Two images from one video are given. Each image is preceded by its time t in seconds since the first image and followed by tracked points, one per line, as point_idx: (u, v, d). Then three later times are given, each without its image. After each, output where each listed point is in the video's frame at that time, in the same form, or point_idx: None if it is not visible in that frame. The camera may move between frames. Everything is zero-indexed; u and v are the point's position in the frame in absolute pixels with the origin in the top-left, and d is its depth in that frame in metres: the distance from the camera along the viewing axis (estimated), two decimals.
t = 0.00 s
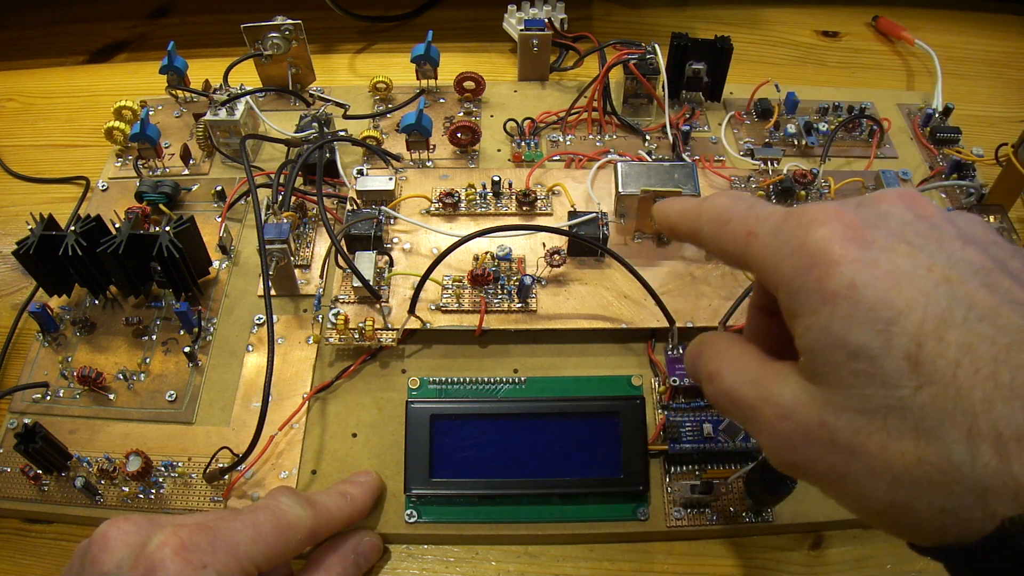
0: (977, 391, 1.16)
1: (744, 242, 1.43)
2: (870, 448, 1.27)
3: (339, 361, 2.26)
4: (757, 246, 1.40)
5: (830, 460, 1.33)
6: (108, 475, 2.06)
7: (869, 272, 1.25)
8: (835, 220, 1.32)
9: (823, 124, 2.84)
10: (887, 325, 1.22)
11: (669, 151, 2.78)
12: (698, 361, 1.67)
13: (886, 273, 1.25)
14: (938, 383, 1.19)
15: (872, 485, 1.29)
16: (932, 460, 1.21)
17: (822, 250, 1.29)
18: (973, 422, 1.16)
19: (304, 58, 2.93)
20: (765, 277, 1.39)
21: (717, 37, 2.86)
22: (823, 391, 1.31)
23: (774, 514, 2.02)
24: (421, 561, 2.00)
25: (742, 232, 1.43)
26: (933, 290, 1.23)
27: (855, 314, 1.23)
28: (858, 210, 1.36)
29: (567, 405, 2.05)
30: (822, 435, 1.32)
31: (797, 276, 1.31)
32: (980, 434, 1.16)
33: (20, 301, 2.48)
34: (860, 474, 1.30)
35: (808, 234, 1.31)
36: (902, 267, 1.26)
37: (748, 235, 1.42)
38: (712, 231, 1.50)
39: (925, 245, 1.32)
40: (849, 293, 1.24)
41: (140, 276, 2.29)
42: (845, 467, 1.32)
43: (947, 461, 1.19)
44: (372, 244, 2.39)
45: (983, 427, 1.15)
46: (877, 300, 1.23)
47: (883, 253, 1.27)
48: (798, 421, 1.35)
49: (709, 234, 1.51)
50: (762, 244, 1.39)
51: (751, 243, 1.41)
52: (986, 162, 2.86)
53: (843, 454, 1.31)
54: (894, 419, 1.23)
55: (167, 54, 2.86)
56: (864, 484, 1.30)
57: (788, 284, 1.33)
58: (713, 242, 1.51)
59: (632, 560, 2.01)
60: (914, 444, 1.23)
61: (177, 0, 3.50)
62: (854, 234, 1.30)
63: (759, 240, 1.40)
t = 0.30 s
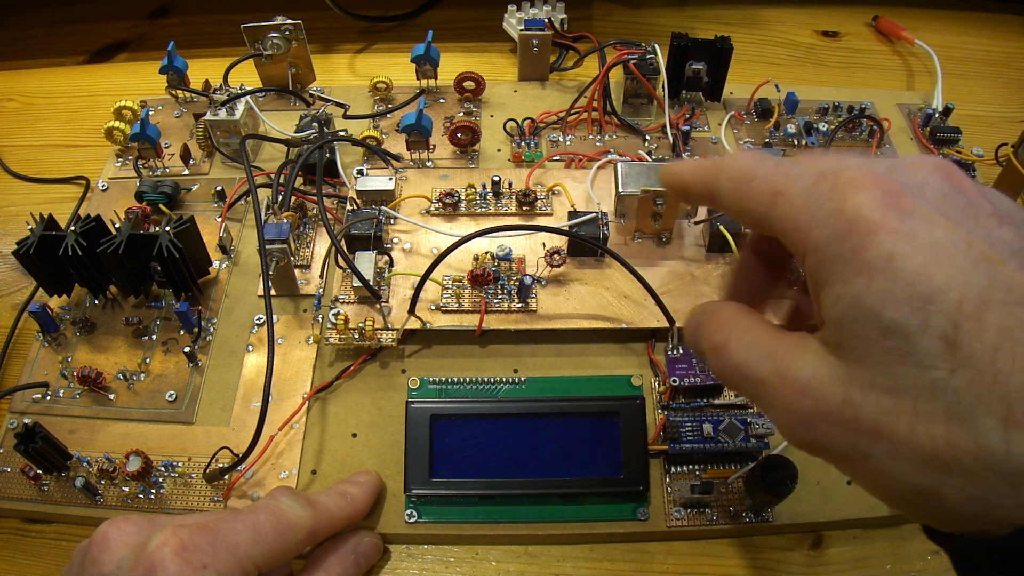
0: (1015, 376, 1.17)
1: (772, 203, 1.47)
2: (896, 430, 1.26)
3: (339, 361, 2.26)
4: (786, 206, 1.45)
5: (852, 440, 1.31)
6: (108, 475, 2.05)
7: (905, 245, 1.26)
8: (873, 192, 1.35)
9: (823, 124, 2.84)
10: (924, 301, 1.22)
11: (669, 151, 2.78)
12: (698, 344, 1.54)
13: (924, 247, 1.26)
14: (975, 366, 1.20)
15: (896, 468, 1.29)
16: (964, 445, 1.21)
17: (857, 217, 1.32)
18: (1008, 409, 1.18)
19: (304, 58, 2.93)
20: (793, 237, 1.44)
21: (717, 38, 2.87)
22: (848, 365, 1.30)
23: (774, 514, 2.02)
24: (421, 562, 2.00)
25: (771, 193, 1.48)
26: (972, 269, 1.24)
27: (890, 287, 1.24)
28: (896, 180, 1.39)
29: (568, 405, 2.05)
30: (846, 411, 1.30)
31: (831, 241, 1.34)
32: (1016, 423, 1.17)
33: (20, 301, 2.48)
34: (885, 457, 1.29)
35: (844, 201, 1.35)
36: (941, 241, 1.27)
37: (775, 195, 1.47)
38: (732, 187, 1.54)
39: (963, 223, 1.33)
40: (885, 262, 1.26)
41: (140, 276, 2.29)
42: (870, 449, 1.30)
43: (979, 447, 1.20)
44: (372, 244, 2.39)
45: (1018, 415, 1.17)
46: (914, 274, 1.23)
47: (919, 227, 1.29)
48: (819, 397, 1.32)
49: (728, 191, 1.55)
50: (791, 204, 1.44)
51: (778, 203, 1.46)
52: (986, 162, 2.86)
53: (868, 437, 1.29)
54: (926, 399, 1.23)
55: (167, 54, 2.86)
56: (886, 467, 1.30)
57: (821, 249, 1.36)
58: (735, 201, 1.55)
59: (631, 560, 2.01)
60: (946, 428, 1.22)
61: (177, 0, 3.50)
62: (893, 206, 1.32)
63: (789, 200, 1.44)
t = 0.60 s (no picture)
0: None
1: (788, 183, 1.50)
2: (914, 439, 1.29)
3: (339, 361, 2.26)
4: (798, 193, 1.48)
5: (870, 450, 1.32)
6: (108, 475, 2.06)
7: (914, 258, 1.35)
8: (885, 207, 1.42)
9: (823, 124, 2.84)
10: (937, 308, 1.30)
11: (669, 152, 2.78)
12: (571, 393, 1.30)
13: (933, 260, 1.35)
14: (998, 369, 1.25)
15: (917, 479, 1.30)
16: (983, 449, 1.25)
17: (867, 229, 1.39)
18: None
19: (304, 58, 2.93)
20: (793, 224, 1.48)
21: (717, 38, 2.87)
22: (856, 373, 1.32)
23: (774, 514, 2.02)
24: (421, 561, 2.00)
25: (789, 174, 1.50)
26: (985, 284, 1.31)
27: (901, 294, 1.32)
28: (908, 195, 1.46)
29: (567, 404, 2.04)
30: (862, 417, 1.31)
31: (837, 244, 1.41)
32: None
33: (20, 301, 2.48)
34: (902, 470, 1.30)
35: (857, 210, 1.42)
36: (952, 255, 1.36)
37: (794, 176, 1.49)
38: (759, 149, 1.56)
39: (975, 237, 1.40)
40: (895, 272, 1.34)
41: (140, 276, 2.29)
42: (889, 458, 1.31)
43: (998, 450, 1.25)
44: (372, 244, 2.39)
45: None
46: (926, 285, 1.32)
47: (928, 242, 1.38)
48: (826, 398, 1.32)
49: (754, 149, 1.58)
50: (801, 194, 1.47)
51: (792, 186, 1.49)
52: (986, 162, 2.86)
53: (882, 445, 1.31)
54: (946, 405, 1.28)
55: (166, 54, 2.86)
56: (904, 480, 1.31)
57: (827, 249, 1.42)
58: (758, 161, 1.57)
59: (631, 560, 2.01)
60: (966, 433, 1.26)
61: (177, 0, 3.50)
62: (904, 223, 1.40)
63: (808, 185, 1.47)
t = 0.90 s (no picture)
0: (990, 394, 1.31)
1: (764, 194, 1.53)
2: (878, 443, 1.32)
3: (339, 361, 2.26)
4: (776, 202, 1.51)
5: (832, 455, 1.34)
6: (108, 475, 2.06)
7: (877, 271, 1.43)
8: (858, 220, 1.49)
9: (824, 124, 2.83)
10: (897, 320, 1.37)
11: (669, 151, 2.78)
12: (551, 365, 1.27)
13: (898, 274, 1.43)
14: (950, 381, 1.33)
15: (895, 481, 1.33)
16: (942, 457, 1.31)
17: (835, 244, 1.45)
18: (987, 421, 1.30)
19: (304, 58, 2.93)
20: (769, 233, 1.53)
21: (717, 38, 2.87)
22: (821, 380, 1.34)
23: (774, 514, 2.02)
24: (421, 561, 2.00)
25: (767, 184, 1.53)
26: (946, 295, 1.41)
27: (864, 303, 1.38)
28: (878, 209, 1.54)
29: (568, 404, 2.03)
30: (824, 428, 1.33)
31: (807, 255, 1.45)
32: (993, 435, 1.30)
33: (20, 301, 2.48)
34: (872, 472, 1.33)
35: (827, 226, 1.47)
36: (912, 270, 1.44)
37: (770, 187, 1.53)
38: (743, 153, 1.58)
39: (936, 253, 1.49)
40: (860, 283, 1.40)
41: (140, 276, 2.29)
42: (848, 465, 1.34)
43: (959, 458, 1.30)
44: (372, 244, 2.39)
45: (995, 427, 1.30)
46: (887, 297, 1.39)
47: (894, 257, 1.46)
48: (795, 398, 1.33)
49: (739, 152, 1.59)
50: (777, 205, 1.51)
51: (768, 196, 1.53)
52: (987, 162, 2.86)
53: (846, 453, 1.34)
54: (908, 410, 1.33)
55: (167, 54, 2.86)
56: (875, 483, 1.34)
57: (798, 258, 1.46)
58: (740, 165, 1.59)
59: (630, 560, 2.01)
60: (926, 442, 1.31)
61: (178, 0, 3.50)
62: (873, 236, 1.48)
63: (783, 197, 1.51)
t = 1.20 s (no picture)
0: (1000, 385, 1.30)
1: (777, 203, 1.55)
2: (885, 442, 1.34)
3: (339, 361, 2.27)
4: (789, 210, 1.53)
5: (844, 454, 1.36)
6: (108, 475, 2.06)
7: (888, 271, 1.42)
8: (867, 222, 1.47)
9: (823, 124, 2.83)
10: (908, 319, 1.37)
11: (669, 151, 2.78)
12: (586, 398, 1.38)
13: (907, 273, 1.41)
14: (960, 374, 1.33)
15: (903, 478, 1.34)
16: (954, 450, 1.31)
17: (847, 247, 1.45)
18: (997, 414, 1.29)
19: (304, 57, 2.93)
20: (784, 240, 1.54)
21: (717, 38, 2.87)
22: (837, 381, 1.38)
23: (774, 514, 2.02)
24: (421, 562, 2.00)
25: (780, 193, 1.55)
26: (955, 292, 1.40)
27: (875, 304, 1.38)
28: (890, 207, 1.52)
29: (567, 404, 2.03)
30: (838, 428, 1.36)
31: (820, 259, 1.46)
32: (1003, 427, 1.28)
33: (19, 301, 2.48)
34: (883, 468, 1.35)
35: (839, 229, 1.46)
36: (925, 267, 1.43)
37: (783, 197, 1.55)
38: (758, 164, 1.60)
39: (950, 250, 1.46)
40: (870, 286, 1.40)
41: (140, 276, 2.29)
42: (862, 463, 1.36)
43: (971, 451, 1.29)
44: (372, 244, 2.39)
45: (1005, 417, 1.29)
46: (898, 296, 1.39)
47: (906, 256, 1.44)
48: (809, 401, 1.37)
49: (753, 167, 1.62)
50: (791, 212, 1.53)
51: (782, 205, 1.55)
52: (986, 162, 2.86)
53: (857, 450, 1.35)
54: (918, 405, 1.34)
55: (166, 54, 2.86)
56: (885, 479, 1.35)
57: (811, 264, 1.47)
58: (755, 177, 1.61)
59: (630, 560, 2.01)
60: (937, 435, 1.32)
61: (177, 0, 3.50)
62: (884, 237, 1.46)
63: (794, 206, 1.52)
